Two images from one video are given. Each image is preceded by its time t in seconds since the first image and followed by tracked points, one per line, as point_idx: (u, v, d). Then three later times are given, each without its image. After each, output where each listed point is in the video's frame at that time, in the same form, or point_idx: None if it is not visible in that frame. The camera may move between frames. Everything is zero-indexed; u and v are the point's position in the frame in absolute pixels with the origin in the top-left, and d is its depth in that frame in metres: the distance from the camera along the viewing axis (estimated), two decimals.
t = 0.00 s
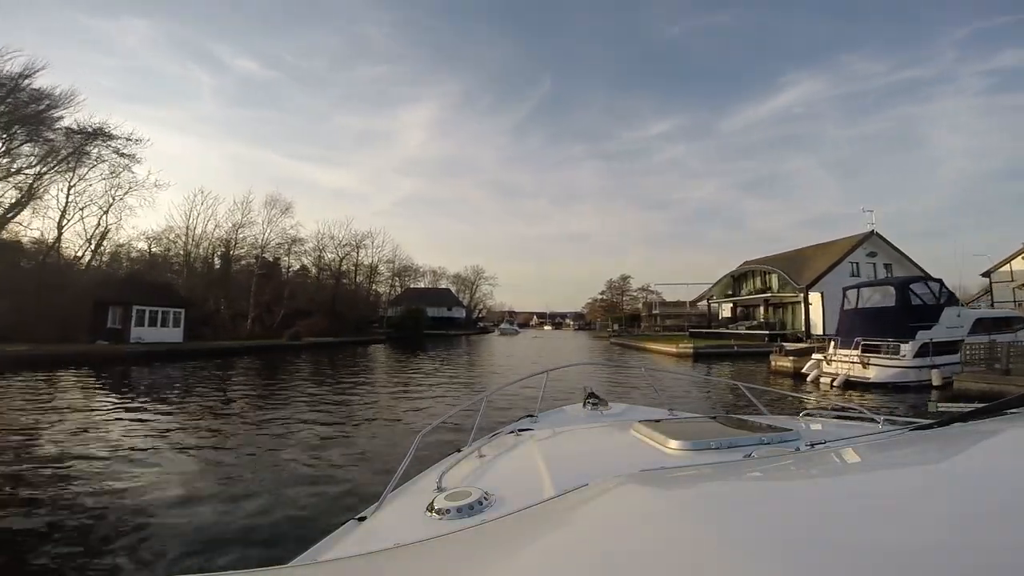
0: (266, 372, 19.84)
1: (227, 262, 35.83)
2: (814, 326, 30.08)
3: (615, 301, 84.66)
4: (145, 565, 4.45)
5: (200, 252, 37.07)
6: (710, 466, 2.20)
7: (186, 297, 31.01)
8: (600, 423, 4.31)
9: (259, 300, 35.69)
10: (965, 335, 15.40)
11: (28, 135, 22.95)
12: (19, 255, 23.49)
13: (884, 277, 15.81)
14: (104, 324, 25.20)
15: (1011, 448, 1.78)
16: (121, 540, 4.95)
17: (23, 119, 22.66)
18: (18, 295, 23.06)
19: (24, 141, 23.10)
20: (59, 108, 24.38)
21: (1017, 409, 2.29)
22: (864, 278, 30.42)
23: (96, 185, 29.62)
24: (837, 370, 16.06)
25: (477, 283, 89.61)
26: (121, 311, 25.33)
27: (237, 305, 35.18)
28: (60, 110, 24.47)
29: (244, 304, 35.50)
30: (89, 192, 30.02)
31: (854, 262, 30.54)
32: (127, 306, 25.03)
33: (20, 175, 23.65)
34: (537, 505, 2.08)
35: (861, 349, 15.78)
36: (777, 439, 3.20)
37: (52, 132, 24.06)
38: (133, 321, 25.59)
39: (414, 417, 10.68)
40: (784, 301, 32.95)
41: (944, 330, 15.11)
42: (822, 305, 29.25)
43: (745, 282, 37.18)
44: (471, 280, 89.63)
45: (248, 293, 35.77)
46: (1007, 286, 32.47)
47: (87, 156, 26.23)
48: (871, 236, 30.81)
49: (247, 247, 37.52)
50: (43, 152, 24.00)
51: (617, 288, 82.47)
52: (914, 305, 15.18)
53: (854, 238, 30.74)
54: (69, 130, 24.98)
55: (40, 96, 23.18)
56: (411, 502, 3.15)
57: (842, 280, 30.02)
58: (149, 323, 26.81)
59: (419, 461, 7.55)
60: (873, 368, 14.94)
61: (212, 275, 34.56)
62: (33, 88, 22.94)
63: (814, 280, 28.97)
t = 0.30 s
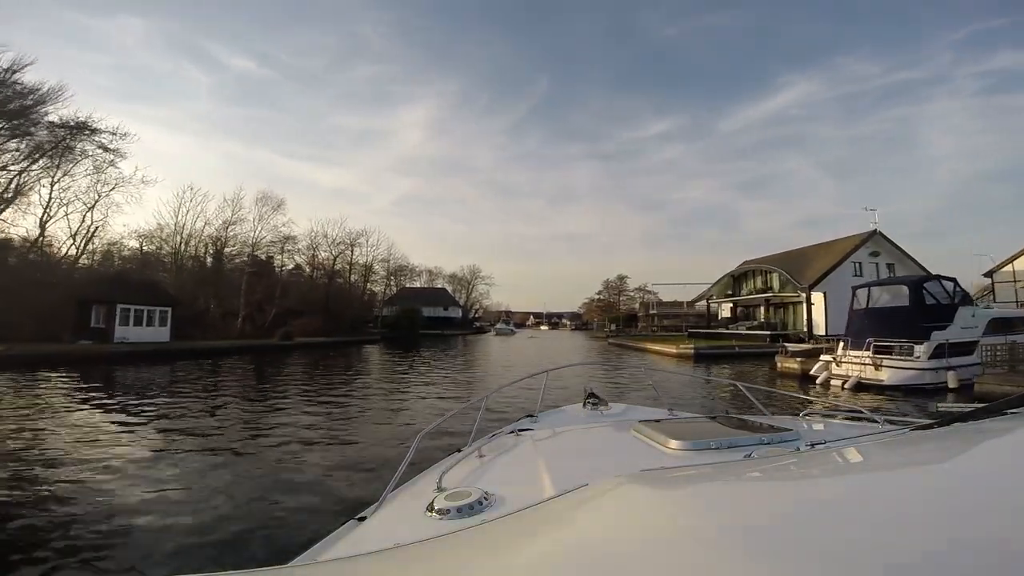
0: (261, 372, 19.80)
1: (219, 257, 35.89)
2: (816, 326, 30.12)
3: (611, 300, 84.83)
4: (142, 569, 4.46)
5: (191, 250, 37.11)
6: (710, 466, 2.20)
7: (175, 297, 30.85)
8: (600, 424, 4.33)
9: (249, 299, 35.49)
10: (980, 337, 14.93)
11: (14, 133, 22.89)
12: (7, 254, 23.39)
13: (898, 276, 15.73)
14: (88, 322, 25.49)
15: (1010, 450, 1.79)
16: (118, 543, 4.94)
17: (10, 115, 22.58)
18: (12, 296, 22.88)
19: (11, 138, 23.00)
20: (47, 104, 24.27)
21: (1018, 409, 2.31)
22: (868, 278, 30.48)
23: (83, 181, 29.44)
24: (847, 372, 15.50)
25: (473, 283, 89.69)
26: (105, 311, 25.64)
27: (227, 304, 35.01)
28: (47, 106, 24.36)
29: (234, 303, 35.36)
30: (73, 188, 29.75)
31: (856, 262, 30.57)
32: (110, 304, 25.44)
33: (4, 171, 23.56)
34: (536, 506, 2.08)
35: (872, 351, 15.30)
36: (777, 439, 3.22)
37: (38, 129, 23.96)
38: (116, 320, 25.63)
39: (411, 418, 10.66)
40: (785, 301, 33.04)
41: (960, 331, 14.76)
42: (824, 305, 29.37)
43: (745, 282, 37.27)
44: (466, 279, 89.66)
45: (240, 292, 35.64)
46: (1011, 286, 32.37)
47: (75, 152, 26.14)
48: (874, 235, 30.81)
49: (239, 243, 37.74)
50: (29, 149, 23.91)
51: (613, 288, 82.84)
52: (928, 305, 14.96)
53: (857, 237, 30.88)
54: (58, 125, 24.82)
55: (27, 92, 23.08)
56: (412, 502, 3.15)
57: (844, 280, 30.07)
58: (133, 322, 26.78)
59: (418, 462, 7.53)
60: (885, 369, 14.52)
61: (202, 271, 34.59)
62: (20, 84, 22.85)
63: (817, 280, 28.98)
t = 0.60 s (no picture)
0: (257, 372, 19.74)
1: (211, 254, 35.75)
2: (819, 326, 30.17)
3: (609, 300, 84.91)
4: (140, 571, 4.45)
5: (181, 247, 36.68)
6: (711, 465, 2.20)
7: (164, 295, 30.58)
8: (600, 424, 4.33)
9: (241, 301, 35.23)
10: (999, 337, 14.57)
11: None
12: None
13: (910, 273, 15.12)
14: (70, 321, 25.56)
15: (1011, 451, 1.80)
16: (115, 545, 4.93)
17: None
18: None
19: None
20: (34, 101, 24.09)
21: (1018, 410, 2.33)
22: (871, 278, 30.54)
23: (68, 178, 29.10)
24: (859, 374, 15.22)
25: (470, 282, 89.70)
26: (88, 309, 25.82)
27: (217, 303, 34.74)
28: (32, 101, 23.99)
29: (224, 301, 34.99)
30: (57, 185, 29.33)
31: (859, 262, 30.60)
32: (94, 303, 25.61)
33: None
34: (537, 505, 2.07)
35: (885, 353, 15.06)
36: (777, 439, 3.22)
37: (23, 126, 23.79)
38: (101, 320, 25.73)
39: (408, 418, 10.64)
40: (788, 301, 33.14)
41: (976, 331, 14.39)
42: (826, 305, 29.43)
43: (746, 281, 37.41)
44: (463, 278, 89.66)
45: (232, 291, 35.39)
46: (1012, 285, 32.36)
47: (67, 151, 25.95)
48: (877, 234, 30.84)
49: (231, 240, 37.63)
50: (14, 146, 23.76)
51: (610, 288, 83.06)
52: (944, 304, 14.46)
53: (860, 237, 30.88)
54: (44, 121, 24.44)
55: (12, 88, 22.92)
56: (411, 502, 3.14)
57: (848, 279, 30.11)
58: (116, 322, 26.64)
59: (418, 463, 7.51)
60: (899, 371, 14.23)
61: (192, 270, 34.79)
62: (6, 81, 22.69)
63: (819, 279, 29.02)
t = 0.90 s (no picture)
0: (252, 373, 19.71)
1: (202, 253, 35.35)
2: (822, 327, 30.13)
3: (606, 301, 84.98)
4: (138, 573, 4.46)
5: (170, 246, 36.32)
6: (711, 466, 2.21)
7: (149, 295, 30.06)
8: (599, 423, 4.34)
9: (232, 301, 34.92)
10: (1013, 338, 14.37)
11: None
12: None
13: (924, 272, 14.53)
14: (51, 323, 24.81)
15: (1011, 451, 1.81)
16: (112, 548, 4.92)
17: None
18: None
19: None
20: (18, 98, 23.97)
21: (1019, 410, 2.35)
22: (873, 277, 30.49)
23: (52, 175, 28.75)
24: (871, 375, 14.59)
25: (467, 282, 89.64)
26: (71, 309, 24.91)
27: (207, 304, 34.31)
28: (15, 97, 23.78)
29: (213, 301, 34.57)
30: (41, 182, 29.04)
31: (863, 261, 30.56)
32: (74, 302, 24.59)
33: None
34: (537, 505, 2.08)
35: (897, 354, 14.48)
36: (777, 439, 3.24)
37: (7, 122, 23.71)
38: (84, 319, 24.96)
39: (404, 420, 10.64)
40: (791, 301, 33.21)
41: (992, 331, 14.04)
42: (830, 304, 29.37)
43: (747, 280, 37.50)
44: (459, 278, 89.69)
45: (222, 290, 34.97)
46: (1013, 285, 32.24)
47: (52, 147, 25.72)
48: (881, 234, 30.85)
49: (221, 238, 37.40)
50: None
51: (607, 288, 83.17)
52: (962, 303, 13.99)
53: (864, 236, 30.92)
54: (26, 115, 24.19)
55: None
56: (412, 502, 3.14)
57: (851, 279, 30.09)
58: (102, 322, 25.97)
59: (417, 465, 7.49)
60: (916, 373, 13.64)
61: (176, 269, 34.23)
62: None
63: (822, 279, 28.99)
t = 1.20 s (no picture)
0: (247, 374, 19.67)
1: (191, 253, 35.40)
2: (825, 326, 30.00)
3: (603, 300, 85.01)
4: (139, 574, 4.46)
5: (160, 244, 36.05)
6: (711, 466, 2.21)
7: (135, 294, 29.70)
8: (599, 423, 4.34)
9: (220, 298, 34.66)
10: None
11: None
12: None
13: (939, 271, 14.45)
14: (34, 322, 24.66)
15: (1008, 451, 1.83)
16: (111, 550, 4.91)
17: None
18: None
19: None
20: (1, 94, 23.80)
21: (1015, 409, 2.39)
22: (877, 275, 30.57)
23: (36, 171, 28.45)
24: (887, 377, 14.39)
25: (463, 282, 89.54)
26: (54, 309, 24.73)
27: (195, 300, 34.01)
28: None
29: (204, 299, 34.42)
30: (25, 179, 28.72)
31: (867, 259, 30.64)
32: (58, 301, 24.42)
33: None
34: (536, 505, 2.08)
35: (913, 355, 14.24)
36: (777, 439, 3.25)
37: None
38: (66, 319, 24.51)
39: (402, 421, 10.65)
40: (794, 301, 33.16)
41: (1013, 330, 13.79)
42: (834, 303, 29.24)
43: (749, 279, 37.52)
44: (456, 278, 89.57)
45: (210, 288, 34.71)
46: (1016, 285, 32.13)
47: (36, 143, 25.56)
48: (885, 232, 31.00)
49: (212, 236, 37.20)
50: None
51: (604, 288, 83.28)
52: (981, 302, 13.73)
53: (868, 234, 30.94)
54: (7, 110, 24.01)
55: None
56: (412, 502, 3.14)
57: (856, 277, 30.12)
58: (85, 322, 25.56)
59: (417, 466, 7.49)
60: (936, 375, 13.34)
61: (160, 269, 33.91)
62: None
63: (828, 278, 28.92)
